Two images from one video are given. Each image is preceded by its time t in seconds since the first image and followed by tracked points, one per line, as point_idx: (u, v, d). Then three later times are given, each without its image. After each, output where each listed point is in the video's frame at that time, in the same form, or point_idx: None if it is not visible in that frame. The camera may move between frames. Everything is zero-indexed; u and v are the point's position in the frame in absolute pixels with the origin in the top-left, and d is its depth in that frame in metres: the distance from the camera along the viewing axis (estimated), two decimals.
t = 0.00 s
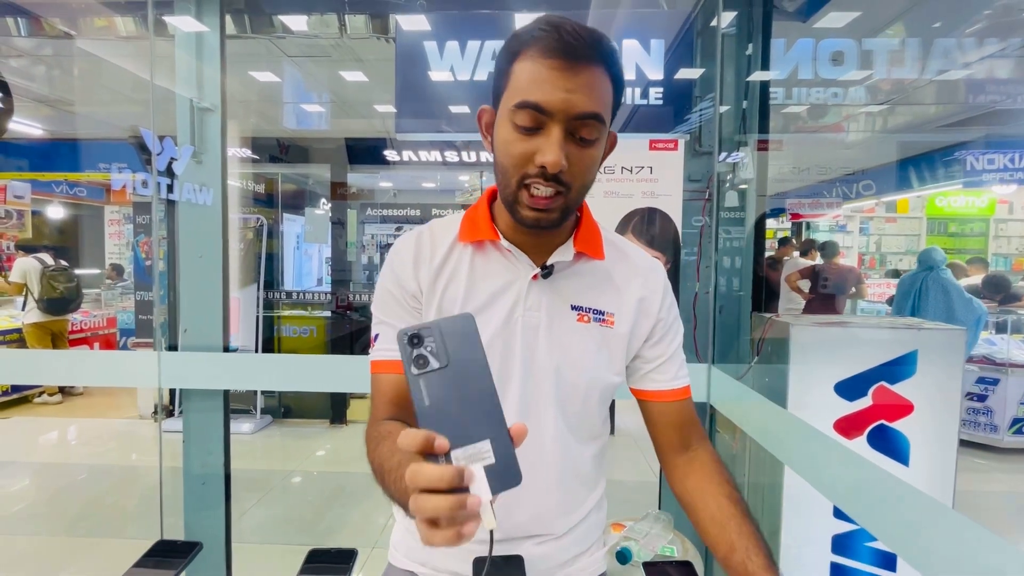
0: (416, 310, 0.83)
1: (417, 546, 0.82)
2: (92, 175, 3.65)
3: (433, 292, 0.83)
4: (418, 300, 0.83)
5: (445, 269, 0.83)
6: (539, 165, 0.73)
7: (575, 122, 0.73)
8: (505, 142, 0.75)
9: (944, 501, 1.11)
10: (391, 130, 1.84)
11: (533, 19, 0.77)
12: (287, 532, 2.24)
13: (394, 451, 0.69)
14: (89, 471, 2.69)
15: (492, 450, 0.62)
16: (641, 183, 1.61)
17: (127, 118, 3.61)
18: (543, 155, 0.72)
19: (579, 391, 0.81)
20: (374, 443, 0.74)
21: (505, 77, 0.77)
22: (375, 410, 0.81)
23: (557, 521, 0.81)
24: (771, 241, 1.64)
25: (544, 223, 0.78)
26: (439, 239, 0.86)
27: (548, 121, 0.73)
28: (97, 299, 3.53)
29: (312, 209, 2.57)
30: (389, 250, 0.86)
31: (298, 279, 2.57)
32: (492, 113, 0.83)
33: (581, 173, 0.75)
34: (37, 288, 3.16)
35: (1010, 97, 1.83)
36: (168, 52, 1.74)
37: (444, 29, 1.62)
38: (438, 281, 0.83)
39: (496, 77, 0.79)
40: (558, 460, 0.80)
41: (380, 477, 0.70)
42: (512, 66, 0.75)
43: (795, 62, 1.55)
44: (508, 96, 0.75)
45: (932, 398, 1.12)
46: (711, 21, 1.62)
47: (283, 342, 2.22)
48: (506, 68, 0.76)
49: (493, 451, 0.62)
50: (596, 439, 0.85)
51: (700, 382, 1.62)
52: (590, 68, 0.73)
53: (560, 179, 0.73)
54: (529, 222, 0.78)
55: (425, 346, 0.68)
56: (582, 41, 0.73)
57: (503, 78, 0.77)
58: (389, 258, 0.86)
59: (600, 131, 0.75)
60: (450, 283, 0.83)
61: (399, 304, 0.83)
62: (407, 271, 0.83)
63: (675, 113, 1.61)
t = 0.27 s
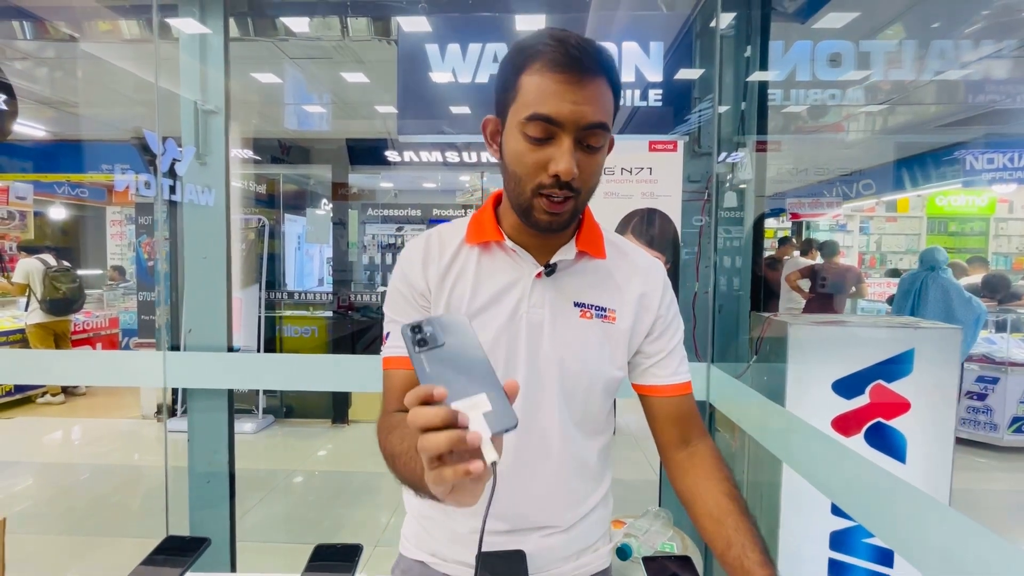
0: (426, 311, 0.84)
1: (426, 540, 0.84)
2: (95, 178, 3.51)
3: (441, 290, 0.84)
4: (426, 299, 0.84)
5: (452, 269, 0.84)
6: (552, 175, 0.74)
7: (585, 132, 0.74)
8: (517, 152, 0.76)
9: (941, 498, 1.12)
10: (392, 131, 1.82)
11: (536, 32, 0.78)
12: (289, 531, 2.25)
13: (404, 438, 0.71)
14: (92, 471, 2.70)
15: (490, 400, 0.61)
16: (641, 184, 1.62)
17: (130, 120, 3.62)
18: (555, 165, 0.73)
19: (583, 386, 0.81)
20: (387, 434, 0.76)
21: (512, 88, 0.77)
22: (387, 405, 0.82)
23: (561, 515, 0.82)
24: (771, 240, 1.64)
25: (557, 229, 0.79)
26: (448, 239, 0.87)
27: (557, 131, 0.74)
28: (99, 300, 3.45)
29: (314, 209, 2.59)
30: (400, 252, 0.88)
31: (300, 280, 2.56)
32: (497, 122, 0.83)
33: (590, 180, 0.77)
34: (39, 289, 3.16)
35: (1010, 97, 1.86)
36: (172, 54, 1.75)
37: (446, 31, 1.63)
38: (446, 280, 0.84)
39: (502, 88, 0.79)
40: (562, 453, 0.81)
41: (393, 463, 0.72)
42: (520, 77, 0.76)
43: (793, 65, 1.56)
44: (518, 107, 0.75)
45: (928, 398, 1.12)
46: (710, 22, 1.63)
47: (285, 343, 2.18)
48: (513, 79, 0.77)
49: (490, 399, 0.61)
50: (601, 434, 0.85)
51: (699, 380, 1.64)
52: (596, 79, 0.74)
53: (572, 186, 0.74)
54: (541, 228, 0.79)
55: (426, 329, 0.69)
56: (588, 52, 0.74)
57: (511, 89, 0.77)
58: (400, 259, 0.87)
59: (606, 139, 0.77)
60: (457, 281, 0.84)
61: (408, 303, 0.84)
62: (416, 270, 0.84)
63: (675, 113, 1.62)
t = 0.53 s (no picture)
0: (432, 315, 0.87)
1: (433, 530, 0.86)
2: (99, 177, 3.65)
3: (447, 294, 0.86)
4: (433, 303, 0.86)
5: (458, 274, 0.86)
6: (545, 184, 0.75)
7: (576, 141, 0.75)
8: (512, 163, 0.77)
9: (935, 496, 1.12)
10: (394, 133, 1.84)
11: (525, 47, 0.79)
12: (291, 529, 2.26)
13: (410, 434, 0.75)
14: (95, 470, 2.71)
15: (482, 421, 0.63)
16: (639, 185, 1.63)
17: (132, 122, 3.64)
18: (548, 175, 0.75)
19: (583, 385, 0.83)
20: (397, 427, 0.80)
21: (505, 102, 0.79)
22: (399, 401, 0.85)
23: (562, 509, 0.83)
24: (772, 239, 1.64)
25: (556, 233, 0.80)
26: (454, 244, 0.89)
27: (549, 142, 0.75)
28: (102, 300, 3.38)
29: (314, 209, 2.60)
30: (409, 258, 0.90)
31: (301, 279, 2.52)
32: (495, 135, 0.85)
33: (583, 186, 0.77)
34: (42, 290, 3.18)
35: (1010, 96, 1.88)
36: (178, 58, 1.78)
37: (447, 35, 1.65)
38: (452, 284, 0.86)
39: (497, 102, 0.81)
40: (563, 450, 0.82)
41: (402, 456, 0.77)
42: (512, 92, 0.77)
43: (790, 66, 1.58)
44: (511, 121, 0.77)
45: (922, 396, 1.13)
46: (708, 24, 1.62)
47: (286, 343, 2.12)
48: (506, 93, 0.78)
49: (483, 421, 0.63)
50: (603, 432, 0.86)
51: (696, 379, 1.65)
52: (586, 89, 0.75)
53: (566, 194, 0.75)
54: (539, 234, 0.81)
55: (424, 343, 0.70)
56: (576, 63, 0.75)
57: (504, 103, 0.78)
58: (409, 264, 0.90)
59: (598, 146, 0.77)
60: (462, 284, 0.86)
61: (417, 309, 0.87)
62: (423, 276, 0.87)
63: (675, 113, 1.63)
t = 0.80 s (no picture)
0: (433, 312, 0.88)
1: (436, 515, 0.89)
2: (102, 177, 3.85)
3: (448, 291, 0.87)
4: (435, 300, 0.88)
5: (458, 271, 0.88)
6: (544, 185, 0.77)
7: (572, 143, 0.77)
8: (511, 167, 0.79)
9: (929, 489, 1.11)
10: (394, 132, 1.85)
11: (516, 57, 0.81)
12: (293, 525, 2.28)
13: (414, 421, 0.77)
14: (99, 467, 2.74)
15: (481, 396, 0.65)
16: (635, 183, 1.65)
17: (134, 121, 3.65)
18: (547, 177, 0.77)
19: (579, 376, 0.84)
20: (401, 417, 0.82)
21: (502, 109, 0.81)
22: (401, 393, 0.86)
23: (560, 496, 0.85)
24: (771, 236, 1.66)
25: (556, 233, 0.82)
26: (454, 242, 0.91)
27: (545, 145, 0.77)
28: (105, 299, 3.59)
29: (315, 208, 2.48)
30: (411, 257, 0.92)
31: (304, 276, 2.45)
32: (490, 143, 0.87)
33: (580, 185, 0.80)
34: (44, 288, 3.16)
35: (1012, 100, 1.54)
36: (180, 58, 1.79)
37: (446, 35, 1.66)
38: (452, 281, 0.87)
39: (493, 110, 0.83)
40: (560, 440, 0.84)
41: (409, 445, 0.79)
42: (508, 98, 0.79)
43: (783, 66, 1.58)
44: (508, 128, 0.79)
45: (914, 390, 1.12)
46: (705, 23, 1.67)
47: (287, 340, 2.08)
48: (500, 101, 0.81)
49: (482, 395, 0.65)
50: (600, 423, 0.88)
51: (693, 374, 1.70)
52: (577, 92, 0.77)
53: (565, 194, 0.77)
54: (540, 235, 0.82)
55: (411, 336, 0.71)
56: (568, 70, 0.78)
57: (501, 110, 0.81)
58: (412, 262, 0.92)
59: (592, 147, 0.80)
60: (462, 280, 0.87)
61: (419, 304, 0.88)
62: (424, 274, 0.88)
63: (674, 111, 1.66)
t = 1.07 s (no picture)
0: (434, 305, 0.90)
1: (437, 500, 0.91)
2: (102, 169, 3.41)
3: (446, 285, 0.89)
4: (434, 293, 0.90)
5: (456, 266, 0.89)
6: (533, 182, 0.79)
7: (555, 140, 0.79)
8: (499, 168, 0.81)
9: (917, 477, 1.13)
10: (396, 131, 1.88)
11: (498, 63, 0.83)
12: (297, 518, 2.31)
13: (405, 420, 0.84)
14: (105, 462, 2.77)
15: (464, 417, 0.72)
16: (632, 181, 1.68)
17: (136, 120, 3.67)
18: (534, 174, 0.78)
19: (576, 366, 0.86)
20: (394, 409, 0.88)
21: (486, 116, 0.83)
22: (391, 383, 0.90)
23: (557, 482, 0.86)
24: (772, 233, 1.66)
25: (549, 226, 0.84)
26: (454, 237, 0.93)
27: (529, 145, 0.79)
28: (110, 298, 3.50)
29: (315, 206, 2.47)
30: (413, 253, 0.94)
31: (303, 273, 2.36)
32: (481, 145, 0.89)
33: (568, 179, 0.81)
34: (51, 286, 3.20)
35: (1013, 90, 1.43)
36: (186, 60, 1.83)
37: (447, 35, 1.68)
38: (450, 275, 0.89)
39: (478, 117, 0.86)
40: (557, 427, 0.86)
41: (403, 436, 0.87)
42: (491, 105, 0.81)
43: (777, 65, 1.62)
44: (492, 132, 0.81)
45: (904, 382, 1.14)
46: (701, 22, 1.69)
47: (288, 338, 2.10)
48: (486, 106, 0.83)
49: (465, 415, 0.72)
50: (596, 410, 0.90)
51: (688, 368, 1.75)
52: (557, 91, 0.79)
53: (552, 188, 0.79)
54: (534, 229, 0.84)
55: (399, 350, 0.74)
56: (546, 69, 0.80)
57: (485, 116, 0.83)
58: (415, 257, 0.94)
59: (576, 143, 0.81)
60: (459, 274, 0.89)
61: (419, 299, 0.91)
62: (424, 268, 0.91)
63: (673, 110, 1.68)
